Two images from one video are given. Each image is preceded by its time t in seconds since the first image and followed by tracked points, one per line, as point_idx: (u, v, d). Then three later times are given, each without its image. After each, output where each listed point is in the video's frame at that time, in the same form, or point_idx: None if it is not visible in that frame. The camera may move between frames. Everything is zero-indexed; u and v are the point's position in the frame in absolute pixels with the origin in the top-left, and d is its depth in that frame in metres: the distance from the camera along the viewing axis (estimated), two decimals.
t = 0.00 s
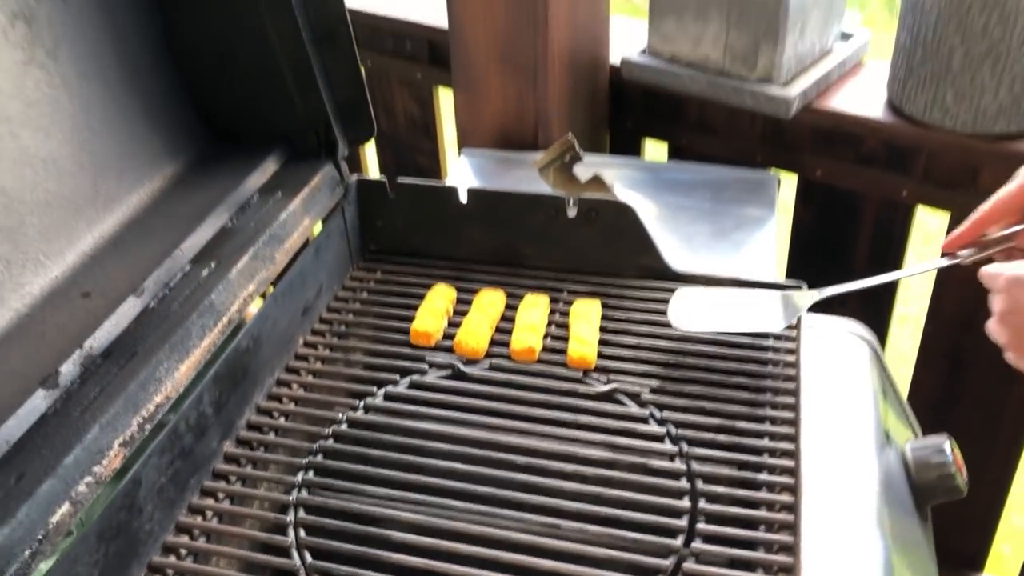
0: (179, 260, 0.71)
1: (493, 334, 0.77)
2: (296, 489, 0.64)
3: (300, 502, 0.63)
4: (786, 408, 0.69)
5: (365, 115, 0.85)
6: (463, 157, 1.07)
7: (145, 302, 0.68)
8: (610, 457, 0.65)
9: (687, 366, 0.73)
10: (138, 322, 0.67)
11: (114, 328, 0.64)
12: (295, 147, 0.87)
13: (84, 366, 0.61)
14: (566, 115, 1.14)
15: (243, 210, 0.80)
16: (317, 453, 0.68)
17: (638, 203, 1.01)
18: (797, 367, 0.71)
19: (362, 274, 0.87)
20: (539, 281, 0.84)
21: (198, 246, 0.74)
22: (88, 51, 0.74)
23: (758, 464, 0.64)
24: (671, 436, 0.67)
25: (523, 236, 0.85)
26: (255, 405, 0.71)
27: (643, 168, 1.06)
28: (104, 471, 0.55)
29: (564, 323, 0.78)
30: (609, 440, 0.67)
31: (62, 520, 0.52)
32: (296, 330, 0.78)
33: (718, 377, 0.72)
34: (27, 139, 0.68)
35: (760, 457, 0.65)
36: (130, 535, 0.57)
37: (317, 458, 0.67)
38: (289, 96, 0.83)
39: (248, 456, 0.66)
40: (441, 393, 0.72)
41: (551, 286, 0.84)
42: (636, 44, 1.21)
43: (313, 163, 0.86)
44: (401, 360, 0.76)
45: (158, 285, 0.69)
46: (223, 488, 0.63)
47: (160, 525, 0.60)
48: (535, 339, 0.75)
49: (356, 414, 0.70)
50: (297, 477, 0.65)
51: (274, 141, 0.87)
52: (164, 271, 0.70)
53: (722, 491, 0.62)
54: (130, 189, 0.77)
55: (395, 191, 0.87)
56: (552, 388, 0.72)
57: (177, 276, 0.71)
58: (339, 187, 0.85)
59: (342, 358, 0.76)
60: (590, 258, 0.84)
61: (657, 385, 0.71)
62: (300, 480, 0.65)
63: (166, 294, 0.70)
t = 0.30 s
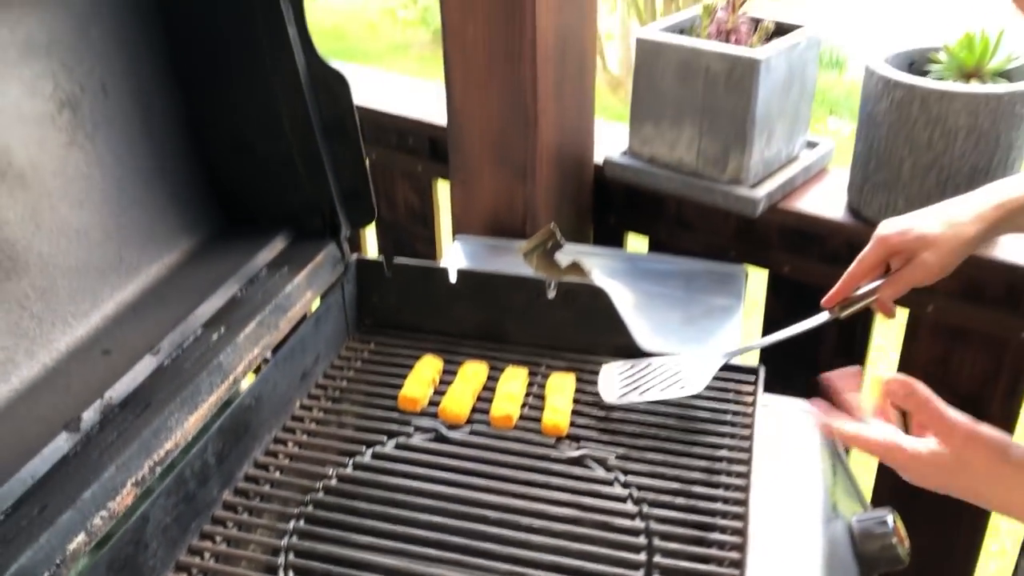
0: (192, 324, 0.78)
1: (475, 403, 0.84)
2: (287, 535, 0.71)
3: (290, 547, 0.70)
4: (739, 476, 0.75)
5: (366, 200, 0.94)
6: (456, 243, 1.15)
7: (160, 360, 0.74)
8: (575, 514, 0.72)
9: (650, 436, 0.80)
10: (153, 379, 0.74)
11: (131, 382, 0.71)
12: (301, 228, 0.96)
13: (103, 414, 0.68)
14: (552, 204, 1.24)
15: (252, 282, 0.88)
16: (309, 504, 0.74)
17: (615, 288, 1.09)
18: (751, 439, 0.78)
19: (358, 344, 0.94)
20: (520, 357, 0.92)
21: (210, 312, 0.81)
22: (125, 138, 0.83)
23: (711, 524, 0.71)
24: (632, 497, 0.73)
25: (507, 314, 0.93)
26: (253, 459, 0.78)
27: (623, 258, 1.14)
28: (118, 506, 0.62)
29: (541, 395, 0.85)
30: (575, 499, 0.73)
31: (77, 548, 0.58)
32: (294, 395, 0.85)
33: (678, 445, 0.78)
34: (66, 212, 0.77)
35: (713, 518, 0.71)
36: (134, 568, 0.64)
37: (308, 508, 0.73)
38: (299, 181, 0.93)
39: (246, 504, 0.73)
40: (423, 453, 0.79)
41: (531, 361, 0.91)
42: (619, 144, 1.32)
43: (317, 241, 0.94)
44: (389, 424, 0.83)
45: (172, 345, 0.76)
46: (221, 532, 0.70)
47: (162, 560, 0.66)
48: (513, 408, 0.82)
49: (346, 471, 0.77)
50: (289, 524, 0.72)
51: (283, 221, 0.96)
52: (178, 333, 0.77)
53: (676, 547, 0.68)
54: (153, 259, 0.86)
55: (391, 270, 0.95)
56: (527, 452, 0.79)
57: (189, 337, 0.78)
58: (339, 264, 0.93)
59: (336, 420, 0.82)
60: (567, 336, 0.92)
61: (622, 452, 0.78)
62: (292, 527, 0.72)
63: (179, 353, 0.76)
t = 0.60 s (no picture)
0: (198, 363, 0.87)
1: (452, 444, 0.92)
2: (276, 556, 0.78)
3: (278, 566, 0.77)
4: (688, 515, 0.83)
5: (361, 258, 1.03)
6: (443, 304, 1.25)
7: (167, 394, 0.83)
8: (538, 544, 0.79)
9: (611, 477, 0.88)
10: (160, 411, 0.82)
11: (142, 411, 0.79)
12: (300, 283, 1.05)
13: (115, 439, 0.76)
14: (534, 269, 1.34)
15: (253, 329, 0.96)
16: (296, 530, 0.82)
17: (589, 347, 1.18)
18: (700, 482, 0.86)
19: (349, 391, 1.02)
20: (497, 405, 1.00)
21: (214, 354, 0.89)
22: (147, 196, 0.93)
23: (660, 556, 0.78)
24: (590, 531, 0.81)
25: (486, 366, 1.01)
26: (247, 489, 0.86)
27: (599, 322, 1.24)
28: (124, 519, 0.70)
29: (513, 439, 0.93)
30: (539, 531, 0.81)
31: (88, 552, 0.66)
32: (287, 433, 0.92)
33: (634, 486, 0.86)
34: (92, 259, 0.86)
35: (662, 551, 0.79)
36: None
37: (296, 533, 0.81)
38: (300, 240, 1.02)
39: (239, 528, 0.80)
40: (403, 488, 0.87)
41: (507, 409, 0.99)
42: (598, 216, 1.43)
43: (315, 295, 1.03)
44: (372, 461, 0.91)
45: (179, 381, 0.84)
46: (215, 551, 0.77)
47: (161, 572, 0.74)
48: (486, 449, 0.89)
49: (331, 501, 0.85)
50: (277, 546, 0.79)
51: (283, 276, 1.05)
52: (185, 371, 0.85)
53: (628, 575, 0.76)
54: (166, 305, 0.94)
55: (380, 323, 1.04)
56: (497, 490, 0.87)
57: (194, 375, 0.86)
58: (334, 316, 1.01)
59: (324, 457, 0.90)
60: (541, 388, 1.00)
61: (583, 491, 0.86)
62: (280, 549, 0.79)
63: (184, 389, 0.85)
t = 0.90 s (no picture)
0: (208, 388, 0.96)
1: (435, 468, 1.01)
2: (272, 562, 0.87)
3: (274, 570, 0.86)
4: (647, 532, 0.92)
5: (358, 299, 1.13)
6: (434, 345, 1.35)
7: (180, 414, 0.92)
8: (509, 555, 0.88)
9: (578, 499, 0.97)
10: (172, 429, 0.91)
11: (157, 428, 0.88)
12: (302, 321, 1.15)
13: (133, 451, 0.85)
14: (519, 315, 1.44)
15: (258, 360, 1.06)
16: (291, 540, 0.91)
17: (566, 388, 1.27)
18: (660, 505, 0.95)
19: (344, 420, 1.12)
20: (479, 436, 1.09)
21: (223, 380, 0.99)
22: (168, 238, 1.04)
23: (619, 568, 0.87)
24: (556, 545, 0.90)
25: (470, 400, 1.11)
26: (248, 503, 0.94)
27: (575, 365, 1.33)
28: (141, 518, 0.78)
29: (492, 465, 1.02)
30: (511, 544, 0.90)
31: (108, 546, 0.75)
32: (285, 456, 1.01)
33: (600, 507, 0.95)
34: (118, 292, 0.96)
35: (621, 563, 0.88)
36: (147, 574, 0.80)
37: (291, 542, 0.90)
38: (304, 281, 1.13)
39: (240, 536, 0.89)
40: (389, 505, 0.96)
41: (488, 439, 1.09)
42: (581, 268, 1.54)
43: (315, 331, 1.13)
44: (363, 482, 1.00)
45: (191, 403, 0.93)
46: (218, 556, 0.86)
47: (169, 571, 0.82)
48: (466, 472, 0.99)
49: (324, 515, 0.94)
50: (274, 553, 0.88)
51: (287, 314, 1.15)
52: (197, 394, 0.94)
53: None
54: (180, 337, 1.04)
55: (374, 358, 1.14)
56: (476, 509, 0.96)
57: (205, 399, 0.95)
58: (331, 351, 1.11)
59: (319, 477, 0.99)
60: (519, 420, 1.10)
61: (552, 510, 0.95)
62: (276, 555, 0.88)
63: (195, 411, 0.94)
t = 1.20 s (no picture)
0: (215, 407, 1.06)
1: (420, 484, 1.11)
2: (270, 563, 0.97)
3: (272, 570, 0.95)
4: (609, 544, 1.02)
5: (353, 331, 1.24)
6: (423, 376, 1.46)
7: (190, 428, 1.01)
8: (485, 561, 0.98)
9: (549, 514, 1.07)
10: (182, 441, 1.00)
11: (170, 440, 0.98)
12: (302, 350, 1.25)
13: (148, 459, 0.94)
14: (502, 351, 1.55)
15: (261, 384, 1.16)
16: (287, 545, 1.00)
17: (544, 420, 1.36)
18: (622, 520, 1.06)
19: (338, 442, 1.22)
20: (461, 458, 1.19)
21: (229, 400, 1.08)
22: (184, 271, 1.15)
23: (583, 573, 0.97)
24: (527, 553, 1.00)
25: (454, 426, 1.21)
26: (248, 512, 1.04)
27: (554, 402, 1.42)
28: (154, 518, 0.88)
29: (471, 483, 1.13)
30: (486, 552, 1.00)
31: (125, 539, 0.84)
32: (283, 470, 1.11)
33: (568, 522, 1.06)
34: (138, 319, 1.06)
35: (584, 570, 0.98)
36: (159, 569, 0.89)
37: (288, 546, 0.99)
38: (304, 313, 1.23)
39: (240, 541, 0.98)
40: (378, 515, 1.06)
41: (469, 461, 1.19)
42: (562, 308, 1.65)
43: (313, 359, 1.23)
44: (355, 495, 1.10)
45: (200, 419, 1.03)
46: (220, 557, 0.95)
47: (177, 567, 0.91)
48: (448, 488, 1.09)
49: (318, 524, 1.03)
50: (272, 556, 0.98)
51: (287, 344, 1.25)
52: (205, 411, 1.04)
53: None
54: (191, 361, 1.14)
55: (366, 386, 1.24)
56: (456, 521, 1.06)
57: (212, 416, 1.05)
58: (328, 377, 1.21)
59: (314, 491, 1.09)
60: (498, 445, 1.20)
61: (525, 523, 1.05)
62: (274, 557, 0.97)
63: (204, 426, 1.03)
